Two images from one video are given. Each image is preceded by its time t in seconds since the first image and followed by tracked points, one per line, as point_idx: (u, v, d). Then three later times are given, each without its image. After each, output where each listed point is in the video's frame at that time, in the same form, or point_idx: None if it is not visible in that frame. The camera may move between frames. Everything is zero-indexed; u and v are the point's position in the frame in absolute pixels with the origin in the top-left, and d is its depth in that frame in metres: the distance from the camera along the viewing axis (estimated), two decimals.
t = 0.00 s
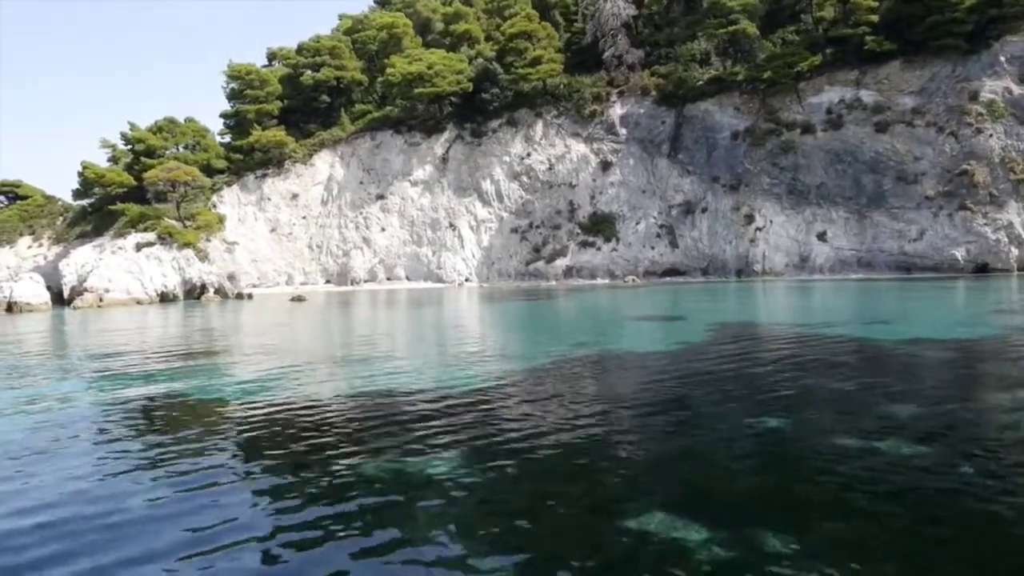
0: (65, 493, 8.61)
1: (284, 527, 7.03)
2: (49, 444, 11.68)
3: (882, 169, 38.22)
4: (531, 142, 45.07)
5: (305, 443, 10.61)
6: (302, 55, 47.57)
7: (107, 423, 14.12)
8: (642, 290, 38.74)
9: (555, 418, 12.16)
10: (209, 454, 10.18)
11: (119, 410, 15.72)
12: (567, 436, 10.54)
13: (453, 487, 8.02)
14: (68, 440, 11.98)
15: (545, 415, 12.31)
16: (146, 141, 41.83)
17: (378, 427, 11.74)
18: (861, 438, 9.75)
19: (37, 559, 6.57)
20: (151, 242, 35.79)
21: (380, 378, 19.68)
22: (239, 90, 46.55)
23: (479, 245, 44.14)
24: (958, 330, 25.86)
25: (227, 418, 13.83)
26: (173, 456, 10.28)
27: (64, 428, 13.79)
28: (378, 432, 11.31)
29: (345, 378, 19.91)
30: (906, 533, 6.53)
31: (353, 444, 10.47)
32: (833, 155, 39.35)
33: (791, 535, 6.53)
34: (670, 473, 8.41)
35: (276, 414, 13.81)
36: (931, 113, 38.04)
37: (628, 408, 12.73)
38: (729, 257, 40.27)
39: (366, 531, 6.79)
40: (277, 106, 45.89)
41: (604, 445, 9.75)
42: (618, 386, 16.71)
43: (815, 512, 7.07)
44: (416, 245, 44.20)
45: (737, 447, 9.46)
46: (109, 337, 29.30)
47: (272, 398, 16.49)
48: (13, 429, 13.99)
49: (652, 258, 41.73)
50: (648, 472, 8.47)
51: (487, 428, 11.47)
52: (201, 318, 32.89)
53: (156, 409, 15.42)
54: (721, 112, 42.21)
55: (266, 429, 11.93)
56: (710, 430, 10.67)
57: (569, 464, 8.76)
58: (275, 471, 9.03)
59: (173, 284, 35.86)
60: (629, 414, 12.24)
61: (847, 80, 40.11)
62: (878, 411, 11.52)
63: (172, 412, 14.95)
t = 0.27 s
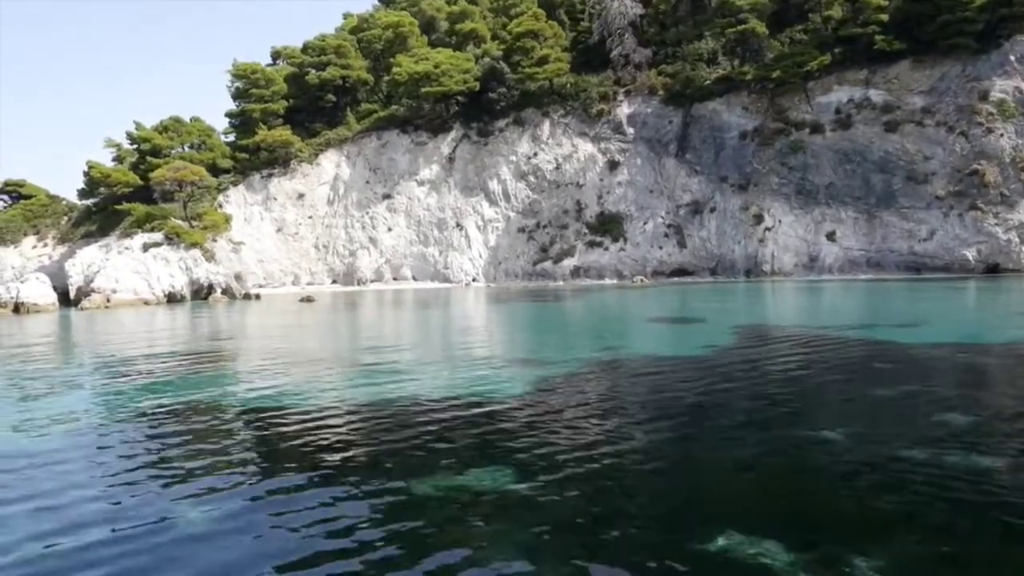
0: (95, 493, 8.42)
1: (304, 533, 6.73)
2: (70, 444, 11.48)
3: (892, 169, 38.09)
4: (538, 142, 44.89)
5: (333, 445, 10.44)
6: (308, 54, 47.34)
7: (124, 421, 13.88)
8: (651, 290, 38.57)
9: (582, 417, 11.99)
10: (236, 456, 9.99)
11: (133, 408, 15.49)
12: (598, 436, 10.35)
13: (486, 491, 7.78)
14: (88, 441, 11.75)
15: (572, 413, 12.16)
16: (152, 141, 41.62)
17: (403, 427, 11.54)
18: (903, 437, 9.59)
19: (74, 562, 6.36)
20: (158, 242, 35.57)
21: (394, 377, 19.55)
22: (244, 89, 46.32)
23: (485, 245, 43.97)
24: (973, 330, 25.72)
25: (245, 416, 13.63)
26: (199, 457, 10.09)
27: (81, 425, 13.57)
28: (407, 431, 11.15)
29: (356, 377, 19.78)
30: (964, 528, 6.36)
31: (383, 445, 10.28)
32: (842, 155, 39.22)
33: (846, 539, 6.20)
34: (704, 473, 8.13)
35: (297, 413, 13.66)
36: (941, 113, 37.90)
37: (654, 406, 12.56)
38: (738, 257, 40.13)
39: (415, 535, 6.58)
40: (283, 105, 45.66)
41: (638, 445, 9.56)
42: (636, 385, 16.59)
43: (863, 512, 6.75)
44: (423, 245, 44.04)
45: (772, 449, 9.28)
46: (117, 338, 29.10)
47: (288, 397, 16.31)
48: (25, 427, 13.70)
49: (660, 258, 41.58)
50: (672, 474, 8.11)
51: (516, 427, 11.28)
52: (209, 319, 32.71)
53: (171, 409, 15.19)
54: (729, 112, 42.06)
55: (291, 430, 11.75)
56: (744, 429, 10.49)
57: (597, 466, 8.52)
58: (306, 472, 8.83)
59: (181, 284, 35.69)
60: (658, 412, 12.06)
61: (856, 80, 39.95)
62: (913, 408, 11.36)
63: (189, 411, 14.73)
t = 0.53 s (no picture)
0: (132, 509, 8.25)
1: (388, 553, 6.58)
2: (96, 455, 11.27)
3: (903, 169, 37.90)
4: (547, 141, 44.69)
5: (366, 453, 10.23)
6: (315, 53, 47.13)
7: (147, 428, 13.67)
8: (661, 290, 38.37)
9: (615, 419, 11.80)
10: (269, 467, 9.79)
11: (154, 413, 15.30)
12: (635, 439, 10.16)
13: (530, 505, 7.59)
14: (115, 450, 11.55)
15: (605, 416, 11.95)
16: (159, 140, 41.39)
17: (435, 433, 11.34)
18: (949, 439, 9.41)
19: None
20: (167, 243, 35.39)
21: (412, 380, 19.35)
22: (251, 88, 46.09)
23: (494, 245, 43.79)
24: (991, 330, 25.52)
25: (270, 422, 13.44)
26: (231, 468, 9.89)
27: (103, 432, 13.38)
28: (439, 437, 10.94)
29: (375, 380, 19.57)
30: None
31: (416, 452, 10.08)
32: (853, 155, 39.06)
33: (929, 560, 5.99)
34: (752, 483, 7.91)
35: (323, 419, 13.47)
36: (953, 112, 37.70)
37: (686, 408, 12.38)
38: (748, 257, 39.96)
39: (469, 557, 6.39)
40: (290, 105, 45.43)
41: (678, 450, 9.37)
42: (661, 388, 16.39)
43: (931, 529, 6.55)
44: (431, 245, 43.85)
45: (814, 451, 9.07)
46: (128, 339, 28.91)
47: (309, 402, 16.11)
48: (47, 433, 13.51)
49: (671, 258, 41.40)
50: (725, 486, 7.86)
51: (550, 431, 11.08)
52: (218, 320, 32.51)
53: (192, 414, 14.99)
54: (739, 111, 41.88)
55: (320, 437, 11.56)
56: (783, 428, 10.28)
57: (639, 476, 8.31)
58: (344, 485, 8.64)
59: (189, 285, 35.52)
60: (692, 411, 11.87)
61: (867, 79, 39.74)
62: (953, 408, 11.17)
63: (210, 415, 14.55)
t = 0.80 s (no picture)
0: (167, 513, 8.02)
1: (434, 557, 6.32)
2: (120, 455, 11.01)
3: (915, 169, 37.71)
4: (555, 141, 44.50)
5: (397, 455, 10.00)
6: (322, 52, 46.92)
7: (166, 425, 13.39)
8: (672, 290, 38.18)
9: (648, 422, 11.59)
10: (300, 469, 9.57)
11: (172, 411, 15.03)
12: (671, 443, 9.96)
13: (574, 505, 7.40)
14: (138, 451, 11.29)
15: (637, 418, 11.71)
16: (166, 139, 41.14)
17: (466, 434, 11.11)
18: (998, 444, 9.21)
19: None
20: (176, 243, 35.20)
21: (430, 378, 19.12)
22: (258, 87, 45.86)
23: (502, 245, 43.58)
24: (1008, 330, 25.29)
25: (293, 420, 13.19)
26: (259, 471, 9.64)
27: (122, 429, 13.09)
28: (470, 439, 10.72)
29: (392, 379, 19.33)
30: None
31: (449, 454, 9.87)
32: (864, 155, 38.89)
33: (1007, 567, 5.78)
34: (796, 489, 7.72)
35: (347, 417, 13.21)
36: (965, 112, 37.51)
37: (717, 410, 12.16)
38: (759, 257, 39.77)
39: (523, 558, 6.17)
40: (297, 104, 45.20)
41: (716, 456, 9.18)
42: (686, 385, 16.15)
43: (1000, 536, 6.31)
44: (439, 245, 43.65)
45: (853, 457, 8.90)
46: (139, 340, 28.72)
47: (328, 398, 15.86)
48: (65, 431, 13.24)
49: (680, 258, 41.20)
50: (768, 493, 7.67)
51: (582, 433, 10.86)
52: (227, 321, 32.26)
53: (212, 412, 14.71)
54: (749, 111, 41.71)
55: (348, 437, 11.33)
56: (821, 434, 10.10)
57: (678, 482, 8.11)
58: (381, 487, 8.43)
59: (198, 285, 35.31)
60: (725, 415, 11.67)
61: (878, 79, 39.56)
62: (994, 413, 10.94)
63: (228, 414, 14.27)
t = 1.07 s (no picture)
0: (199, 523, 7.84)
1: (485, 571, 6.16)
2: (141, 460, 10.78)
3: (925, 169, 37.55)
4: (562, 140, 44.30)
5: (428, 458, 9.83)
6: (327, 51, 46.66)
7: (183, 428, 13.14)
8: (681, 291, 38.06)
9: (679, 417, 11.39)
10: (329, 475, 9.38)
11: (188, 414, 14.79)
12: (703, 439, 9.79)
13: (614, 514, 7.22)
14: (159, 456, 11.06)
15: (667, 414, 11.51)
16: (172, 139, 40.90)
17: (495, 432, 10.92)
18: None
19: None
20: (183, 243, 35.03)
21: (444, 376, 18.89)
22: (263, 86, 45.59)
23: (509, 245, 43.42)
24: None
25: (314, 420, 12.98)
26: (288, 478, 9.45)
27: (140, 433, 12.84)
28: (500, 437, 10.54)
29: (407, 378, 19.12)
30: None
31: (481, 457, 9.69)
32: (874, 154, 38.73)
33: None
34: (834, 490, 7.53)
35: (368, 417, 12.99)
36: (975, 111, 37.35)
37: (744, 404, 11.98)
38: (768, 258, 39.63)
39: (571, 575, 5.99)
40: (303, 103, 44.97)
41: (748, 452, 9.01)
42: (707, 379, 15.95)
43: None
44: (446, 245, 43.49)
45: (886, 458, 8.72)
46: (148, 341, 28.54)
47: (345, 396, 15.63)
48: (82, 435, 12.99)
49: (689, 258, 41.07)
50: (804, 491, 7.48)
51: (612, 430, 10.68)
52: (235, 321, 32.07)
53: (229, 414, 14.46)
54: (757, 110, 41.53)
55: (374, 438, 11.13)
56: (855, 433, 9.95)
57: (711, 479, 7.92)
58: (416, 497, 8.27)
59: (206, 286, 35.16)
60: (753, 412, 11.50)
61: (887, 78, 39.37)
62: None
63: (246, 415, 14.05)
